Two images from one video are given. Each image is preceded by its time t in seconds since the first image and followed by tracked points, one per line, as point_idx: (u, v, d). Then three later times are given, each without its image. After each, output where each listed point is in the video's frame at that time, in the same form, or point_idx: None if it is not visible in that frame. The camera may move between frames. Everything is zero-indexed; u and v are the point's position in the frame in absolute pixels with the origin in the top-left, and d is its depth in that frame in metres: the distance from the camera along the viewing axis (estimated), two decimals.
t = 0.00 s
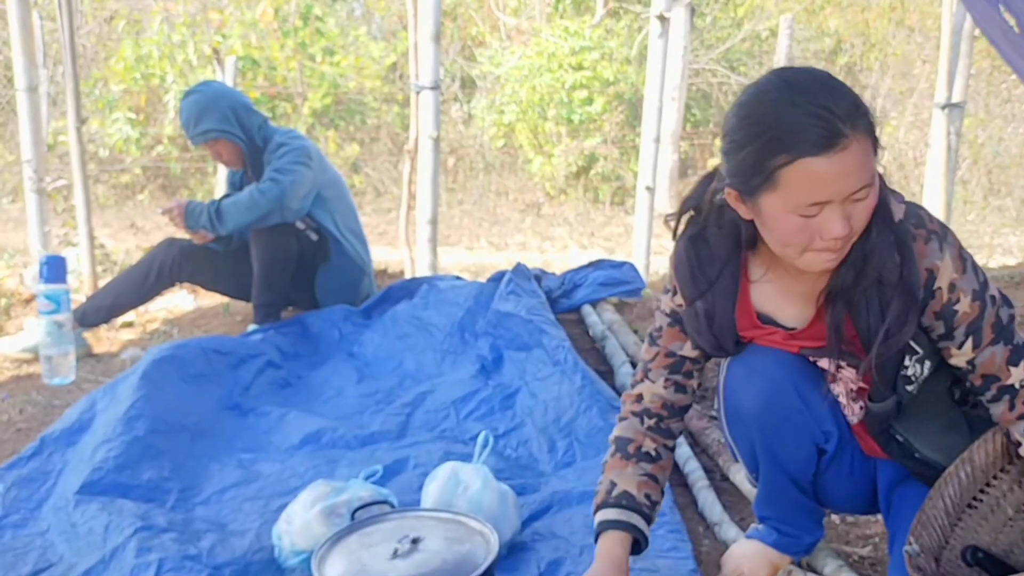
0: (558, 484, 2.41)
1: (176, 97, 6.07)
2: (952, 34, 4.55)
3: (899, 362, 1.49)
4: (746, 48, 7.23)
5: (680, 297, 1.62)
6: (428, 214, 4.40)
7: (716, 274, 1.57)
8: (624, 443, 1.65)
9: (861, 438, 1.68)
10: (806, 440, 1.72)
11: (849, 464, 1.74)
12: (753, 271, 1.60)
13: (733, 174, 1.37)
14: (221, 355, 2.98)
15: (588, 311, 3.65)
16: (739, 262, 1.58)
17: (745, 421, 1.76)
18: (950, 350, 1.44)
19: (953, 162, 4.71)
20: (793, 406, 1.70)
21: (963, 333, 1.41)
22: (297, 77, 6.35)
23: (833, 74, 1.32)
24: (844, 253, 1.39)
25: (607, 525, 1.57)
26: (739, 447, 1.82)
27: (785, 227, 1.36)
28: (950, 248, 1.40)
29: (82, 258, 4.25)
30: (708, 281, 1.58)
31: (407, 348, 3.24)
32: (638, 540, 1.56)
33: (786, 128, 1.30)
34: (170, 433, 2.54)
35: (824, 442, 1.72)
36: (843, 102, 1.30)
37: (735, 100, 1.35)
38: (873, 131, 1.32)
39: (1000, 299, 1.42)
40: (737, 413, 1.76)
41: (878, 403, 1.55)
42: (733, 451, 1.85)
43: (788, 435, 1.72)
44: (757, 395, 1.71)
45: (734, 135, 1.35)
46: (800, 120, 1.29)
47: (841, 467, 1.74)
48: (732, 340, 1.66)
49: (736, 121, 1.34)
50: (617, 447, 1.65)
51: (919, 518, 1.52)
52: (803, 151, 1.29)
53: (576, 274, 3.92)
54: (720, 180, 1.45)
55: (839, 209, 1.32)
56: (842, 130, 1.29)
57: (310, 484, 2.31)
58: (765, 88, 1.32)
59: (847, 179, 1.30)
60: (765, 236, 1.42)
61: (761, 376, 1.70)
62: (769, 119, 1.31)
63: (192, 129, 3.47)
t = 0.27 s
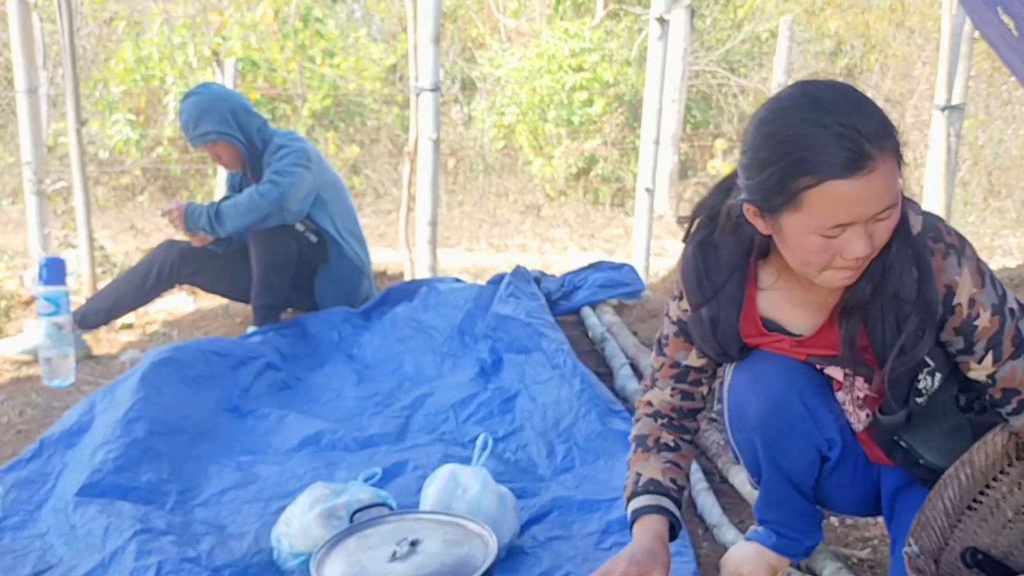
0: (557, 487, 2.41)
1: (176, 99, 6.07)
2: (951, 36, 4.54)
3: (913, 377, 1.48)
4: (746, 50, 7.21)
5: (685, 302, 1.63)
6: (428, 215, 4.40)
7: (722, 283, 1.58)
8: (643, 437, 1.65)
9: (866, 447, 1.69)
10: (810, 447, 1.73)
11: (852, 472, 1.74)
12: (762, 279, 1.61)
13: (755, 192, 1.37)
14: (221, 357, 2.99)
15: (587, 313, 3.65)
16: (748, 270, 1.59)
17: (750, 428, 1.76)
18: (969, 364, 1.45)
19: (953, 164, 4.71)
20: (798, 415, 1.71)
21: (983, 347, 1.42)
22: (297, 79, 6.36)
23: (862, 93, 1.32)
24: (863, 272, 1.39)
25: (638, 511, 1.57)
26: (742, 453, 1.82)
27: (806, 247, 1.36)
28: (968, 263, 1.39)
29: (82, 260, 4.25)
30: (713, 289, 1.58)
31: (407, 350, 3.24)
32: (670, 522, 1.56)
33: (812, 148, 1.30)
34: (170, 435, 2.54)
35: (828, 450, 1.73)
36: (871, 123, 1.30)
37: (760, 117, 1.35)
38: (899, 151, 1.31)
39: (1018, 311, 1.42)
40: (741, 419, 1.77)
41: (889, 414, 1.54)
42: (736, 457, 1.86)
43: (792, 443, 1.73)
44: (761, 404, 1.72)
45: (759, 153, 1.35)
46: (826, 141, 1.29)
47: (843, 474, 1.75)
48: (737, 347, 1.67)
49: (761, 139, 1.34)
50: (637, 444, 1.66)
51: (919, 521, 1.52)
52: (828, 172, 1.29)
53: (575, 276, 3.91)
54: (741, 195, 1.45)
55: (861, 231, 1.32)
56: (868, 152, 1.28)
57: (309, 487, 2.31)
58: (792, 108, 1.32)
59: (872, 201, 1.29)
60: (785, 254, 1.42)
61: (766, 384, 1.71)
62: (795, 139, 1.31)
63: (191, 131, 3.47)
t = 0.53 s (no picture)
0: (557, 487, 2.41)
1: (177, 100, 6.07)
2: (952, 37, 4.54)
3: (917, 378, 1.49)
4: (747, 51, 7.20)
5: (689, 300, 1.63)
6: (428, 216, 4.40)
7: (724, 283, 1.58)
8: (651, 430, 1.69)
9: (868, 448, 1.70)
10: (811, 448, 1.73)
11: (853, 473, 1.75)
12: (765, 279, 1.61)
13: (761, 191, 1.38)
14: (221, 358, 2.99)
15: (588, 314, 3.66)
16: (751, 270, 1.59)
17: (751, 429, 1.76)
18: (972, 365, 1.45)
19: (953, 165, 4.71)
20: (800, 416, 1.72)
21: (986, 349, 1.42)
22: (298, 80, 6.37)
23: (869, 93, 1.32)
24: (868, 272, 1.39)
25: (652, 499, 1.62)
26: (743, 454, 1.83)
27: (812, 248, 1.37)
28: (973, 266, 1.40)
29: (83, 261, 4.25)
30: (717, 287, 1.59)
31: (407, 351, 3.25)
32: (684, 508, 1.61)
33: (818, 149, 1.30)
34: (170, 436, 2.54)
35: (829, 451, 1.74)
36: (878, 123, 1.30)
37: (767, 116, 1.35)
38: (905, 152, 1.32)
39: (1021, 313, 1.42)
40: (743, 420, 1.77)
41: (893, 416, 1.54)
42: (736, 457, 1.86)
43: (794, 444, 1.73)
44: (764, 404, 1.72)
45: (765, 152, 1.35)
46: (832, 142, 1.29)
47: (844, 476, 1.76)
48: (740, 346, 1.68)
49: (767, 138, 1.35)
50: (646, 438, 1.70)
51: (919, 521, 1.53)
52: (833, 173, 1.29)
53: (576, 277, 3.91)
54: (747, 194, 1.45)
55: (866, 231, 1.32)
56: (874, 153, 1.28)
57: (310, 487, 2.31)
58: (798, 108, 1.32)
59: (877, 201, 1.30)
60: (790, 254, 1.42)
61: (768, 385, 1.72)
62: (801, 139, 1.31)
63: (192, 132, 3.48)
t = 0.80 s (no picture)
0: (557, 489, 2.41)
1: (177, 100, 6.08)
2: (952, 38, 4.53)
3: (920, 375, 1.48)
4: (747, 52, 7.20)
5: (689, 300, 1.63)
6: (429, 217, 4.40)
7: (723, 281, 1.58)
8: (649, 427, 1.70)
9: (869, 449, 1.69)
10: (811, 449, 1.73)
11: (854, 473, 1.74)
12: (764, 278, 1.61)
13: (758, 189, 1.37)
14: (221, 359, 2.99)
15: (588, 315, 3.65)
16: (751, 269, 1.59)
17: (752, 429, 1.76)
18: (978, 359, 1.46)
19: (954, 166, 4.71)
20: (800, 416, 1.71)
21: (991, 341, 1.43)
22: (298, 81, 6.37)
23: (864, 90, 1.32)
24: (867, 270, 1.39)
25: (647, 494, 1.62)
26: (743, 454, 1.82)
27: (810, 245, 1.36)
28: (972, 257, 1.41)
29: (83, 262, 4.25)
30: (716, 287, 1.59)
31: (407, 352, 3.25)
32: (680, 505, 1.61)
33: (814, 144, 1.30)
34: (170, 437, 2.54)
35: (829, 452, 1.73)
36: (874, 119, 1.30)
37: (763, 114, 1.36)
38: (901, 147, 1.32)
39: None
40: (743, 420, 1.77)
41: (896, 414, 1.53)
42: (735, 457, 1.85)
43: (794, 444, 1.73)
44: (764, 404, 1.72)
45: (761, 150, 1.35)
46: (828, 137, 1.29)
47: (844, 476, 1.76)
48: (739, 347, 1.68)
49: (763, 136, 1.35)
50: (643, 434, 1.70)
51: (920, 522, 1.54)
52: (830, 168, 1.29)
53: (576, 278, 3.91)
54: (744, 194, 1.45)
55: (864, 227, 1.32)
56: (871, 148, 1.28)
57: (310, 488, 2.31)
58: (793, 104, 1.32)
59: (874, 197, 1.29)
60: (789, 252, 1.42)
61: (768, 385, 1.71)
62: (797, 135, 1.31)
63: (192, 133, 3.48)
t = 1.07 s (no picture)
0: (554, 490, 2.41)
1: (176, 102, 6.07)
2: (950, 40, 4.53)
3: (913, 389, 1.49)
4: (746, 54, 7.19)
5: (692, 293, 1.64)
6: (427, 218, 4.40)
7: (726, 280, 1.59)
8: (651, 417, 1.72)
9: (863, 451, 1.69)
10: (805, 449, 1.73)
11: (848, 474, 1.74)
12: (768, 278, 1.61)
13: (766, 191, 1.38)
14: (219, 360, 2.99)
15: (587, 316, 3.66)
16: (755, 268, 1.60)
17: (745, 429, 1.76)
18: (975, 383, 1.44)
19: (952, 168, 4.71)
20: (794, 416, 1.71)
21: (989, 367, 1.41)
22: (297, 82, 6.36)
23: (876, 95, 1.32)
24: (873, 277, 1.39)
25: (648, 483, 1.65)
26: (739, 454, 1.82)
27: (817, 249, 1.36)
28: (976, 281, 1.39)
29: (81, 263, 4.25)
30: (719, 284, 1.59)
31: (405, 353, 3.25)
32: (680, 494, 1.64)
33: (824, 147, 1.30)
34: (168, 439, 2.54)
35: (824, 451, 1.73)
36: (884, 124, 1.30)
37: (774, 115, 1.36)
38: (912, 155, 1.32)
39: None
40: (738, 420, 1.76)
41: (888, 426, 1.55)
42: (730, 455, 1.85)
43: (787, 445, 1.73)
44: (758, 403, 1.72)
45: (770, 152, 1.36)
46: (838, 141, 1.29)
47: (839, 477, 1.75)
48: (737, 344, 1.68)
49: (774, 137, 1.35)
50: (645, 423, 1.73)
51: (915, 525, 1.52)
52: (839, 172, 1.29)
53: (574, 279, 3.90)
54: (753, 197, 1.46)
55: (871, 232, 1.32)
56: (880, 153, 1.28)
57: (308, 490, 2.31)
58: (804, 107, 1.32)
59: (883, 202, 1.29)
60: (796, 256, 1.42)
61: (761, 384, 1.71)
62: (807, 138, 1.31)
63: (191, 134, 3.48)
